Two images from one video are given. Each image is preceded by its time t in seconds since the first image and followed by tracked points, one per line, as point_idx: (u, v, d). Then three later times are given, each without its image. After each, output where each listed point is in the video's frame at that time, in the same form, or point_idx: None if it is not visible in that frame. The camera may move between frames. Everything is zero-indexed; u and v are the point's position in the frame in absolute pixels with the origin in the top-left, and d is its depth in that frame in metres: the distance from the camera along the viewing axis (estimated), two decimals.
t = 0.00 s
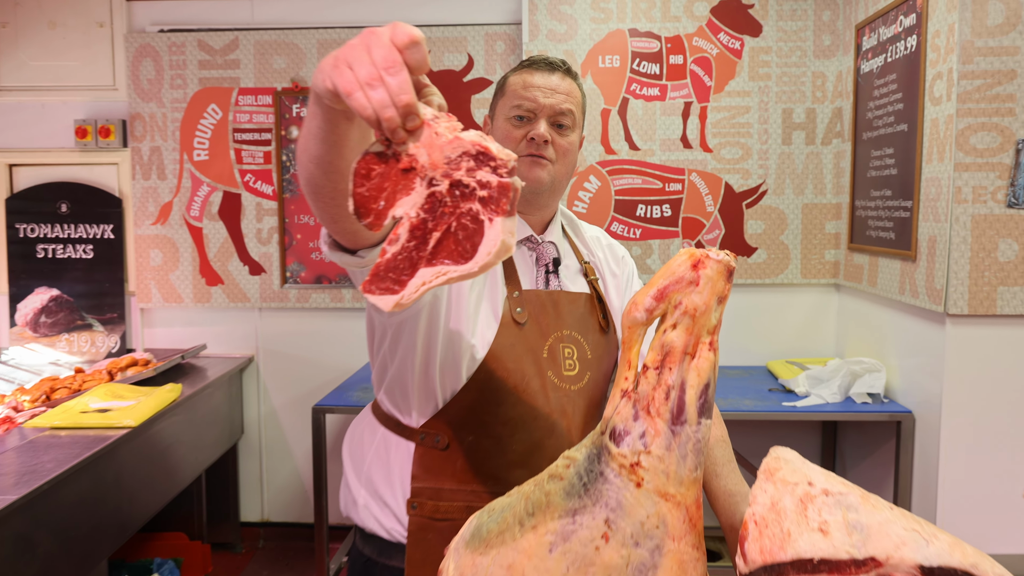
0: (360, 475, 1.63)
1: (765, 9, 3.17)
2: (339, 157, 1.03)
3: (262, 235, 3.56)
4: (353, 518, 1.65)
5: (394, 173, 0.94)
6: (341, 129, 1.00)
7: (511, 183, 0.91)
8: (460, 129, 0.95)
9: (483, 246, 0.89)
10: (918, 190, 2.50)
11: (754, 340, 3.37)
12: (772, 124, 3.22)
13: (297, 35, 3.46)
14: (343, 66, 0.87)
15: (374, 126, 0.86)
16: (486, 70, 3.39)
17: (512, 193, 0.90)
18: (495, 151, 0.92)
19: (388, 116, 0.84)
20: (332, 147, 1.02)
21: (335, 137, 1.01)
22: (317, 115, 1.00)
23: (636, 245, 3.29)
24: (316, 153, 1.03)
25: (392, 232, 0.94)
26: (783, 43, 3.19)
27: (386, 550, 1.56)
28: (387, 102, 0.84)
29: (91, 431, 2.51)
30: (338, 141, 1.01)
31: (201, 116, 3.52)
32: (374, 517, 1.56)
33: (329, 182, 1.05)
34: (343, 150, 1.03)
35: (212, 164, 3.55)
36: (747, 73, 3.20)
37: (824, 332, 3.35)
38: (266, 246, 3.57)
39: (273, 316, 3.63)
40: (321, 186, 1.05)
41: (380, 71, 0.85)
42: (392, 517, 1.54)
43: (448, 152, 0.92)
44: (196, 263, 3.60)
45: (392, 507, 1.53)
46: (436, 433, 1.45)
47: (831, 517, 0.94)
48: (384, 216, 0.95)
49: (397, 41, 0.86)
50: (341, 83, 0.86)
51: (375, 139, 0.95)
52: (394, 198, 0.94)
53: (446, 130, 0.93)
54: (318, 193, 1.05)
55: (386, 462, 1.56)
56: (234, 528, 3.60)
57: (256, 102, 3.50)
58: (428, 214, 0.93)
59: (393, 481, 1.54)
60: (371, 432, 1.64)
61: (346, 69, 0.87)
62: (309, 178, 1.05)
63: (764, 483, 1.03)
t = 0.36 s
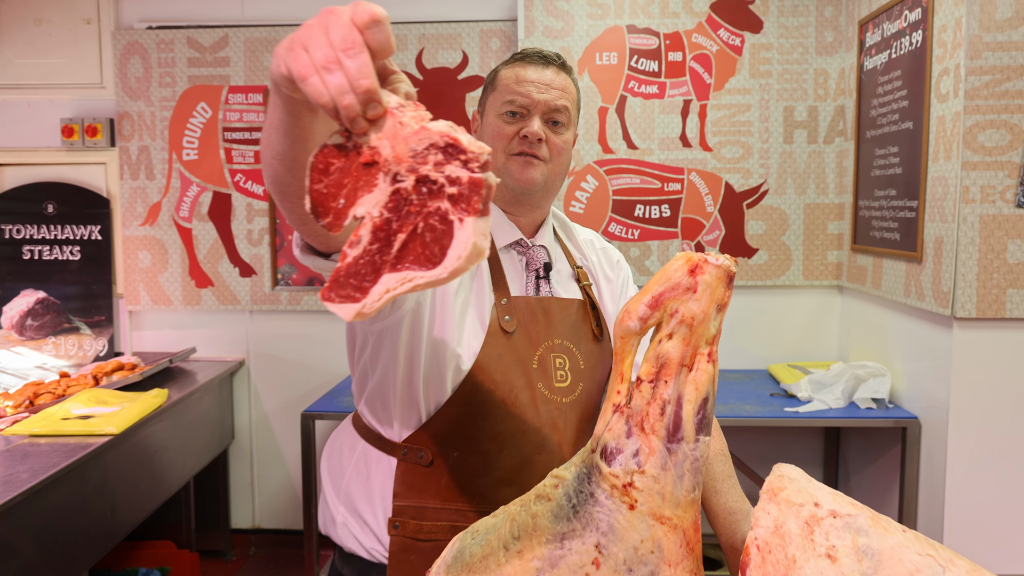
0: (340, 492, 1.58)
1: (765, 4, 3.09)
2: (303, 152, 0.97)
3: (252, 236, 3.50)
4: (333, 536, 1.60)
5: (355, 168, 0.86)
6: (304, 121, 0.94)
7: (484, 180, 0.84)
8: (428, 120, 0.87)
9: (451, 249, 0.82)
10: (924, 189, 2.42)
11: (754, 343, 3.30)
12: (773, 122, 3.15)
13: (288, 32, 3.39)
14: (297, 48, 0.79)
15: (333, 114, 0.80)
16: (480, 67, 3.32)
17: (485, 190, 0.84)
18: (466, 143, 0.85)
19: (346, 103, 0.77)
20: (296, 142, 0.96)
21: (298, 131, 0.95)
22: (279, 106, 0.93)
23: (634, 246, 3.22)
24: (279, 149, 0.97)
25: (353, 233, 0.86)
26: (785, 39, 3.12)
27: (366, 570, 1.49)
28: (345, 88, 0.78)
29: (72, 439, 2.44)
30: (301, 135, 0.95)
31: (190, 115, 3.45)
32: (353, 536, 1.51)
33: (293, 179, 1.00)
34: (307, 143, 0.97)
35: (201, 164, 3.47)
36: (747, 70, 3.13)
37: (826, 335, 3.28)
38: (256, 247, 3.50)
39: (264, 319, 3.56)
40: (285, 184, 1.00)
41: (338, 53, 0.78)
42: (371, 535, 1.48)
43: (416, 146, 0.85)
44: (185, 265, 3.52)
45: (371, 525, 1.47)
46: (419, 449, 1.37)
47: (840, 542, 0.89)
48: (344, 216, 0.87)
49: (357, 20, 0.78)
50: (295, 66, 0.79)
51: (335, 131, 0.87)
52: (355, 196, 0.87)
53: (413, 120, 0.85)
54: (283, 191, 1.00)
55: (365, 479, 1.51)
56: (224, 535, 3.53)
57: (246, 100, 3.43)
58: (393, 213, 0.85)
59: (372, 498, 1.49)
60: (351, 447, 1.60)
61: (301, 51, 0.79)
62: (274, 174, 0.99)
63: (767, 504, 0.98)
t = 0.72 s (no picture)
0: (328, 499, 1.55)
1: (767, 2, 3.06)
2: (281, 164, 0.95)
3: (248, 237, 3.46)
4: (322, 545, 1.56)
5: (337, 189, 0.76)
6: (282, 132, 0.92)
7: (477, 203, 0.69)
8: (416, 136, 0.75)
9: (443, 277, 0.67)
10: (929, 189, 2.39)
11: (756, 345, 3.26)
12: (774, 121, 3.12)
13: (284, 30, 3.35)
14: (271, 60, 0.71)
15: (313, 134, 0.72)
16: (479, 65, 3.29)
17: (477, 214, 0.69)
18: (456, 163, 0.72)
19: (325, 121, 0.69)
20: (274, 153, 0.94)
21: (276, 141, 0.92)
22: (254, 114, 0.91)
23: (634, 246, 3.18)
24: (256, 159, 0.94)
25: (338, 258, 0.76)
26: (787, 37, 3.08)
27: None
28: (324, 105, 0.69)
29: (63, 442, 2.40)
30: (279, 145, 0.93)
31: (185, 114, 3.42)
32: (339, 545, 1.48)
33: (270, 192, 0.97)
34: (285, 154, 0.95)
35: (197, 163, 3.44)
36: (749, 68, 3.09)
37: (829, 336, 3.24)
38: (253, 248, 3.46)
39: (261, 321, 3.52)
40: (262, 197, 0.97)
41: (315, 67, 0.69)
42: (359, 544, 1.45)
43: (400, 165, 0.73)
44: (180, 265, 3.49)
45: (358, 534, 1.44)
46: (411, 460, 1.35)
47: (849, 552, 0.85)
48: (326, 240, 0.77)
49: (336, 29, 0.69)
50: (270, 80, 0.71)
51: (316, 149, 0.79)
52: (339, 219, 0.76)
53: (399, 137, 0.74)
54: (260, 204, 0.97)
55: (355, 486, 1.49)
56: (220, 538, 3.49)
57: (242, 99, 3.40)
58: (379, 238, 0.73)
59: (360, 506, 1.46)
60: (341, 454, 1.57)
61: (275, 63, 0.71)
62: (250, 186, 0.97)
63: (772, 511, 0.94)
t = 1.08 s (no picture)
0: (330, 506, 1.55)
1: (766, 5, 3.08)
2: (275, 189, 0.93)
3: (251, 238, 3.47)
4: (323, 551, 1.57)
5: (342, 218, 0.76)
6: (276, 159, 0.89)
7: (484, 227, 0.73)
8: (419, 162, 0.77)
9: (451, 302, 0.70)
10: (926, 190, 2.41)
11: (756, 345, 3.28)
12: (774, 123, 3.14)
13: (286, 33, 3.37)
14: (270, 88, 0.70)
15: (316, 163, 0.71)
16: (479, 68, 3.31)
17: (485, 239, 0.72)
18: (462, 189, 0.75)
19: (329, 150, 0.68)
20: (268, 179, 0.92)
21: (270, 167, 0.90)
22: (248, 138, 0.88)
23: (634, 248, 3.20)
24: (247, 181, 0.92)
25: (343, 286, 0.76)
26: (785, 39, 3.10)
27: None
28: (328, 134, 0.68)
29: (68, 441, 2.42)
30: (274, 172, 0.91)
31: (188, 116, 3.44)
32: (342, 551, 1.49)
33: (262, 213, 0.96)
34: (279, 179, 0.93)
35: (200, 165, 3.46)
36: (748, 71, 3.11)
37: (828, 337, 3.26)
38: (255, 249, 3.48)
39: (263, 322, 3.54)
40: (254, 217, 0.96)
41: (318, 95, 0.69)
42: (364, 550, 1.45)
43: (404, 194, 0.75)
44: (183, 267, 3.51)
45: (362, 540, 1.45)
46: (413, 467, 1.37)
47: (843, 545, 0.87)
48: (333, 269, 0.77)
49: (338, 54, 0.69)
50: (270, 109, 0.70)
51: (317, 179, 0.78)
52: (344, 247, 0.76)
53: (403, 164, 0.76)
54: (253, 224, 0.97)
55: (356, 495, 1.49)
56: (222, 538, 3.50)
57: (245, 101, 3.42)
58: (386, 264, 0.74)
59: (362, 514, 1.47)
60: (341, 462, 1.57)
61: (275, 91, 0.70)
62: (243, 206, 0.95)
63: (769, 506, 0.96)
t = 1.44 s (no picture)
0: (347, 499, 1.63)
1: (764, 13, 3.16)
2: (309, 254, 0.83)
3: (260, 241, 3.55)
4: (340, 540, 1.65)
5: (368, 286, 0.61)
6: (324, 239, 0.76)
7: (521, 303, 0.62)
8: (458, 226, 0.63)
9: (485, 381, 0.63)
10: (919, 195, 2.47)
11: (755, 346, 3.35)
12: (772, 128, 3.21)
13: (295, 40, 3.44)
14: (323, 170, 0.59)
15: (352, 239, 0.59)
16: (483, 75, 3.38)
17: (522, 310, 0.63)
18: (504, 264, 0.62)
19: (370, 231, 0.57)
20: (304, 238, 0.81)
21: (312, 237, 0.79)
22: (288, 192, 0.76)
23: (635, 250, 3.27)
24: (280, 223, 0.83)
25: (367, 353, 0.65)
26: (783, 47, 3.17)
27: (376, 571, 1.55)
28: (370, 210, 0.57)
29: (85, 438, 2.49)
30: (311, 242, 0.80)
31: (198, 122, 3.51)
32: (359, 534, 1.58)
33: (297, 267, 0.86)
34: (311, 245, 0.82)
35: (209, 169, 3.53)
36: (747, 77, 3.19)
37: (826, 338, 3.32)
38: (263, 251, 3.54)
39: (271, 323, 3.61)
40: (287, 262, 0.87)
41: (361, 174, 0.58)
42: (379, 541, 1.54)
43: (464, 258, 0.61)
44: (193, 269, 3.58)
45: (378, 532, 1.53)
46: (426, 463, 1.43)
47: (830, 528, 0.94)
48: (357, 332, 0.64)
49: (386, 135, 0.59)
50: (309, 177, 0.59)
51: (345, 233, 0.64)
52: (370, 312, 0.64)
53: (446, 229, 0.62)
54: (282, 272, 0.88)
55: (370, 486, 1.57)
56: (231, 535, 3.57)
57: (254, 107, 3.49)
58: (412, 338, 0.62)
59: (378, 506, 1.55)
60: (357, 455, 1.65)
61: (318, 163, 0.59)
62: (274, 245, 0.87)
63: (762, 493, 1.03)
